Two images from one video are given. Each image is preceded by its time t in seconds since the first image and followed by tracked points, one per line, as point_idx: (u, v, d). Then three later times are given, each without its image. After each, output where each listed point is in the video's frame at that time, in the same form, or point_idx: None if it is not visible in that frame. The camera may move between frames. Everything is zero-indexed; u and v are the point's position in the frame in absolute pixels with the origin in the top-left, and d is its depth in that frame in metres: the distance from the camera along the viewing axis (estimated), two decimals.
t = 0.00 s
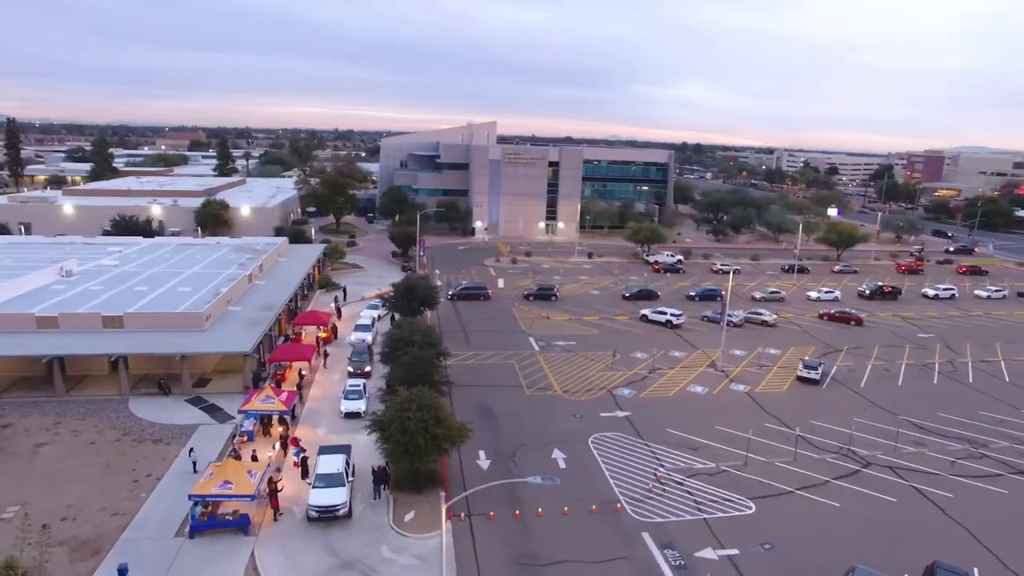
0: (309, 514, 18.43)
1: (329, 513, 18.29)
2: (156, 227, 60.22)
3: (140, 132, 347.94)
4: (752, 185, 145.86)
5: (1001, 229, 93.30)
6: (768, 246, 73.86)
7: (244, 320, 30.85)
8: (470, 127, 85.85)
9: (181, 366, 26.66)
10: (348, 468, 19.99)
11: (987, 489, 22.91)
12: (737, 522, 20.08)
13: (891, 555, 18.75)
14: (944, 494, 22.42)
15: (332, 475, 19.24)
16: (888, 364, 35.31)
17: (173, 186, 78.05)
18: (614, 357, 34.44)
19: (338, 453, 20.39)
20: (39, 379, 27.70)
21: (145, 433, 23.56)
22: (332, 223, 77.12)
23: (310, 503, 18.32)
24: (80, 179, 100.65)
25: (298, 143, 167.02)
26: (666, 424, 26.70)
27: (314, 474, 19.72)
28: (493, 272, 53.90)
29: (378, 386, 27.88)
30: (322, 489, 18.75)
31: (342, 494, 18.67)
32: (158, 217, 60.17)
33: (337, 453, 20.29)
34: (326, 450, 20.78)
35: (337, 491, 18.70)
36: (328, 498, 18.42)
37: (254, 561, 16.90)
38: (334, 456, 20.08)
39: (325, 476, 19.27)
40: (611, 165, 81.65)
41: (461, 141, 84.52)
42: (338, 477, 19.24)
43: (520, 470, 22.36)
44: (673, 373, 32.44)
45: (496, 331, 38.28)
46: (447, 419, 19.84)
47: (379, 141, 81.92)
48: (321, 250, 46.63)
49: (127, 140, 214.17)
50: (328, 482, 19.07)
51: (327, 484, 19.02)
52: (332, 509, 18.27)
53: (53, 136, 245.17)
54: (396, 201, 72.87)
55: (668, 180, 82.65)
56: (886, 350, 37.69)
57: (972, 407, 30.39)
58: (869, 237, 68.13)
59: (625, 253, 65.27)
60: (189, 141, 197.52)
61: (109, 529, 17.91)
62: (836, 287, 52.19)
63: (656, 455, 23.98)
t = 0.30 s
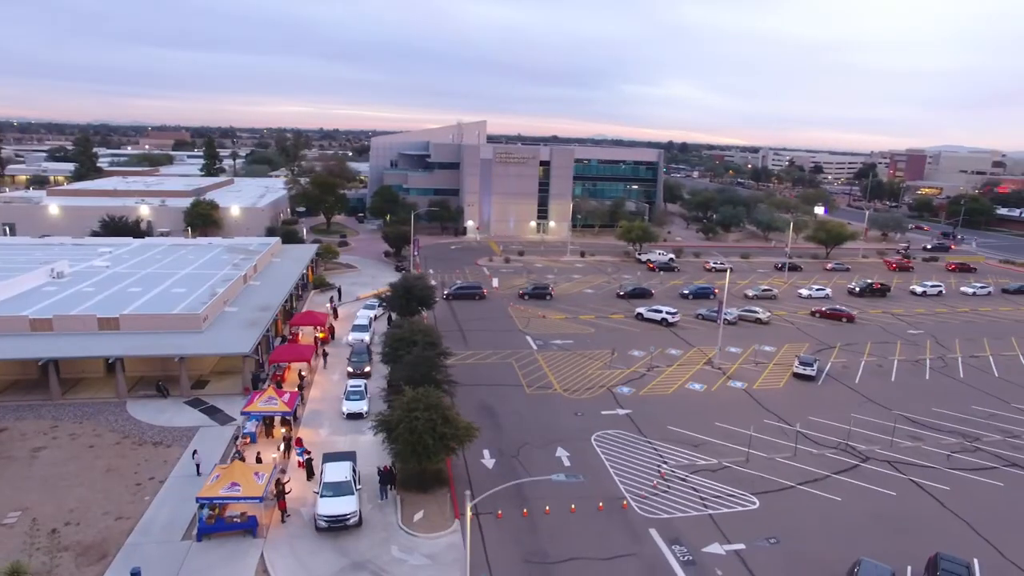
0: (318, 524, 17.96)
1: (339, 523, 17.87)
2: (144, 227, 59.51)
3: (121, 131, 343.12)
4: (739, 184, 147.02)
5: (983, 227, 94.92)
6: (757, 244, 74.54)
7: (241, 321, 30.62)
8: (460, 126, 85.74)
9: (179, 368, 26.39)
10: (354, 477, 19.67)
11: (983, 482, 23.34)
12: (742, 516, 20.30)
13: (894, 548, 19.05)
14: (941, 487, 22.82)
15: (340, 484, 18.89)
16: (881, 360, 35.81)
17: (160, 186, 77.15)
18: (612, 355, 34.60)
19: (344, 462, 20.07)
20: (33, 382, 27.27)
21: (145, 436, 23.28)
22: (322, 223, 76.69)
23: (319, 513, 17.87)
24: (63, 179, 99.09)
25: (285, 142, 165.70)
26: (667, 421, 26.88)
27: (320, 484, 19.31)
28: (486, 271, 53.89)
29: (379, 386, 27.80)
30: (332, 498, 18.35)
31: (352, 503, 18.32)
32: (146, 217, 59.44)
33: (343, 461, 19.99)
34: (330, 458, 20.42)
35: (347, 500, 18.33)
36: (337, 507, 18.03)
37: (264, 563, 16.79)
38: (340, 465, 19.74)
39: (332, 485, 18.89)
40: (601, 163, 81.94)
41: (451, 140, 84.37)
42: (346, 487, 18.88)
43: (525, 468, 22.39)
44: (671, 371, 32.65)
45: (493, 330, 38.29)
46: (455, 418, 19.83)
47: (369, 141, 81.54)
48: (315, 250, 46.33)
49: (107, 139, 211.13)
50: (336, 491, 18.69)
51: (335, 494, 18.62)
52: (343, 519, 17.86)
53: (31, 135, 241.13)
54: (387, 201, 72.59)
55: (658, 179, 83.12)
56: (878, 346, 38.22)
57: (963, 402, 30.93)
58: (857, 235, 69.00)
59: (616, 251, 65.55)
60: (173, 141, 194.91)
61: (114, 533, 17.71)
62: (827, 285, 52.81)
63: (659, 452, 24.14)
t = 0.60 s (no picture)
0: (332, 533, 17.55)
1: (354, 531, 17.53)
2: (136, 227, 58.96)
3: (106, 131, 339.46)
4: (729, 183, 148.02)
5: (969, 225, 96.26)
6: (750, 242, 75.14)
7: (241, 321, 30.48)
8: (453, 126, 85.69)
9: (180, 369, 26.20)
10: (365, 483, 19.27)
11: (981, 475, 23.74)
12: (748, 511, 20.51)
13: (898, 541, 19.35)
14: (940, 481, 23.18)
15: (353, 491, 18.46)
16: (876, 357, 36.24)
17: (150, 186, 76.48)
18: (612, 353, 34.76)
19: (354, 467, 19.60)
20: (31, 385, 26.96)
21: (148, 437, 23.11)
22: (315, 223, 76.35)
23: (334, 522, 17.46)
24: (50, 179, 97.92)
25: (274, 143, 164.68)
26: (669, 418, 27.08)
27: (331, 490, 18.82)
28: (482, 271, 53.92)
29: (381, 386, 27.77)
30: (346, 506, 17.94)
31: (366, 511, 17.98)
32: (138, 217, 58.90)
33: (354, 467, 19.52)
34: (338, 464, 19.91)
35: (362, 509, 17.97)
36: (353, 515, 17.65)
37: (276, 563, 16.76)
38: (351, 471, 19.26)
39: (344, 492, 18.44)
40: (594, 163, 82.22)
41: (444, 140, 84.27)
42: (359, 494, 18.48)
43: (531, 467, 22.47)
44: (671, 369, 32.88)
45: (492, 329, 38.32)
46: (464, 417, 19.87)
47: (361, 140, 81.26)
48: (310, 250, 46.15)
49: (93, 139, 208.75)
50: (350, 498, 18.27)
51: (348, 501, 18.22)
52: (359, 527, 17.52)
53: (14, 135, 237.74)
54: (381, 200, 72.39)
55: (650, 178, 83.58)
56: (872, 343, 38.68)
57: (958, 397, 31.40)
58: (848, 233, 69.71)
59: (611, 250, 65.82)
60: (160, 140, 192.91)
61: (123, 535, 17.59)
62: (820, 283, 53.33)
63: (663, 449, 24.30)
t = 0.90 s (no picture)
0: (350, 541, 17.19)
1: (373, 539, 17.18)
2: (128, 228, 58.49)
3: (92, 130, 335.56)
4: (720, 181, 148.87)
5: (958, 222, 97.32)
6: (743, 240, 75.64)
7: (242, 322, 30.36)
8: (447, 125, 85.60)
9: (183, 370, 26.06)
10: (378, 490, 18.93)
11: (979, 469, 24.10)
12: (754, 506, 20.73)
13: (902, 534, 19.63)
14: (940, 474, 23.52)
15: (370, 498, 18.13)
16: (872, 353, 36.66)
17: (142, 186, 75.89)
18: (612, 352, 34.95)
19: (366, 474, 19.27)
20: (31, 387, 26.73)
21: (152, 439, 22.99)
22: (309, 223, 76.05)
23: (353, 529, 17.10)
24: (38, 179, 96.87)
25: (265, 142, 163.64)
26: (672, 415, 27.27)
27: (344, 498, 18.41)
28: (479, 270, 53.96)
29: (385, 386, 27.78)
30: (364, 514, 17.59)
31: (384, 518, 17.66)
32: (131, 217, 58.43)
33: (367, 473, 19.18)
34: (348, 471, 19.52)
35: (380, 516, 17.65)
36: (371, 522, 17.32)
37: (289, 563, 16.77)
38: (364, 478, 18.91)
39: (360, 499, 18.08)
40: (588, 162, 82.42)
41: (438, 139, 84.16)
42: (376, 501, 18.16)
43: (538, 464, 22.57)
44: (671, 366, 33.11)
45: (492, 328, 38.39)
46: (473, 415, 19.97)
47: (355, 139, 80.98)
48: (307, 250, 46.02)
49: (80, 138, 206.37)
50: (366, 506, 17.94)
51: (365, 509, 17.86)
52: (378, 535, 17.18)
53: None
54: (375, 200, 72.22)
55: (644, 177, 83.91)
56: (868, 340, 39.11)
57: (954, 392, 31.83)
58: (840, 231, 70.34)
59: (606, 249, 66.06)
60: (149, 140, 191.20)
61: (133, 536, 17.51)
62: (814, 280, 53.81)
63: (668, 446, 24.48)
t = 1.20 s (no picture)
0: (371, 549, 16.78)
1: (395, 546, 16.78)
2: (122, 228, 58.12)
3: (78, 129, 332.56)
4: (712, 180, 149.72)
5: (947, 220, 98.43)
6: (736, 238, 76.20)
7: (243, 322, 30.30)
8: (441, 124, 85.57)
9: (186, 370, 25.95)
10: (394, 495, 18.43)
11: (977, 462, 24.47)
12: (758, 501, 20.96)
13: (904, 527, 19.93)
14: (939, 468, 23.87)
15: (386, 503, 17.61)
16: (869, 350, 37.07)
17: (134, 186, 75.40)
18: (612, 350, 35.13)
19: (379, 478, 18.72)
20: (31, 388, 26.56)
21: (156, 439, 22.91)
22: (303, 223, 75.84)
23: (374, 537, 16.65)
24: (27, 179, 95.97)
25: (255, 142, 162.80)
26: (674, 412, 27.49)
27: (360, 504, 17.82)
28: (476, 269, 54.04)
29: (388, 386, 27.83)
30: (383, 521, 17.10)
31: (403, 523, 17.20)
32: (124, 218, 58.06)
33: (380, 478, 18.64)
34: (360, 476, 18.94)
35: (399, 522, 17.20)
36: (391, 529, 16.88)
37: (301, 562, 16.78)
38: (378, 483, 18.35)
39: (377, 505, 17.54)
40: (582, 161, 82.64)
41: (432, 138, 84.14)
42: (393, 506, 17.67)
43: (544, 462, 22.69)
44: (671, 364, 33.35)
45: (492, 327, 38.49)
46: (481, 413, 20.05)
47: (349, 138, 80.61)
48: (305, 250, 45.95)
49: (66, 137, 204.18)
50: (384, 512, 17.43)
51: (384, 515, 17.37)
52: (400, 541, 16.78)
53: None
54: (370, 199, 72.11)
55: (637, 175, 84.32)
56: (864, 336, 39.54)
57: (950, 387, 32.25)
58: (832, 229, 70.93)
59: (601, 248, 66.33)
60: (138, 140, 189.64)
61: (143, 537, 17.48)
62: (808, 278, 54.30)
63: (671, 443, 24.69)
